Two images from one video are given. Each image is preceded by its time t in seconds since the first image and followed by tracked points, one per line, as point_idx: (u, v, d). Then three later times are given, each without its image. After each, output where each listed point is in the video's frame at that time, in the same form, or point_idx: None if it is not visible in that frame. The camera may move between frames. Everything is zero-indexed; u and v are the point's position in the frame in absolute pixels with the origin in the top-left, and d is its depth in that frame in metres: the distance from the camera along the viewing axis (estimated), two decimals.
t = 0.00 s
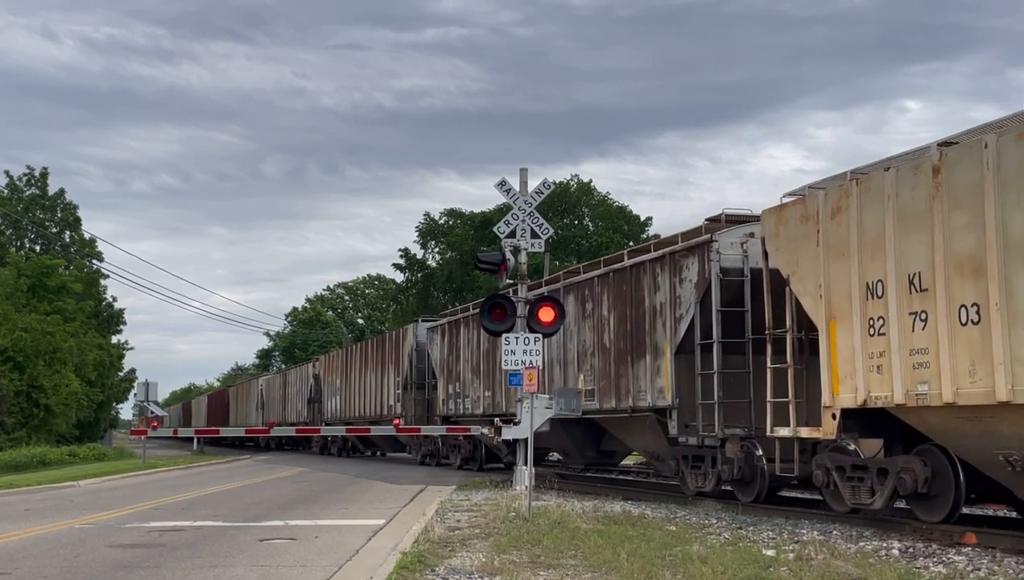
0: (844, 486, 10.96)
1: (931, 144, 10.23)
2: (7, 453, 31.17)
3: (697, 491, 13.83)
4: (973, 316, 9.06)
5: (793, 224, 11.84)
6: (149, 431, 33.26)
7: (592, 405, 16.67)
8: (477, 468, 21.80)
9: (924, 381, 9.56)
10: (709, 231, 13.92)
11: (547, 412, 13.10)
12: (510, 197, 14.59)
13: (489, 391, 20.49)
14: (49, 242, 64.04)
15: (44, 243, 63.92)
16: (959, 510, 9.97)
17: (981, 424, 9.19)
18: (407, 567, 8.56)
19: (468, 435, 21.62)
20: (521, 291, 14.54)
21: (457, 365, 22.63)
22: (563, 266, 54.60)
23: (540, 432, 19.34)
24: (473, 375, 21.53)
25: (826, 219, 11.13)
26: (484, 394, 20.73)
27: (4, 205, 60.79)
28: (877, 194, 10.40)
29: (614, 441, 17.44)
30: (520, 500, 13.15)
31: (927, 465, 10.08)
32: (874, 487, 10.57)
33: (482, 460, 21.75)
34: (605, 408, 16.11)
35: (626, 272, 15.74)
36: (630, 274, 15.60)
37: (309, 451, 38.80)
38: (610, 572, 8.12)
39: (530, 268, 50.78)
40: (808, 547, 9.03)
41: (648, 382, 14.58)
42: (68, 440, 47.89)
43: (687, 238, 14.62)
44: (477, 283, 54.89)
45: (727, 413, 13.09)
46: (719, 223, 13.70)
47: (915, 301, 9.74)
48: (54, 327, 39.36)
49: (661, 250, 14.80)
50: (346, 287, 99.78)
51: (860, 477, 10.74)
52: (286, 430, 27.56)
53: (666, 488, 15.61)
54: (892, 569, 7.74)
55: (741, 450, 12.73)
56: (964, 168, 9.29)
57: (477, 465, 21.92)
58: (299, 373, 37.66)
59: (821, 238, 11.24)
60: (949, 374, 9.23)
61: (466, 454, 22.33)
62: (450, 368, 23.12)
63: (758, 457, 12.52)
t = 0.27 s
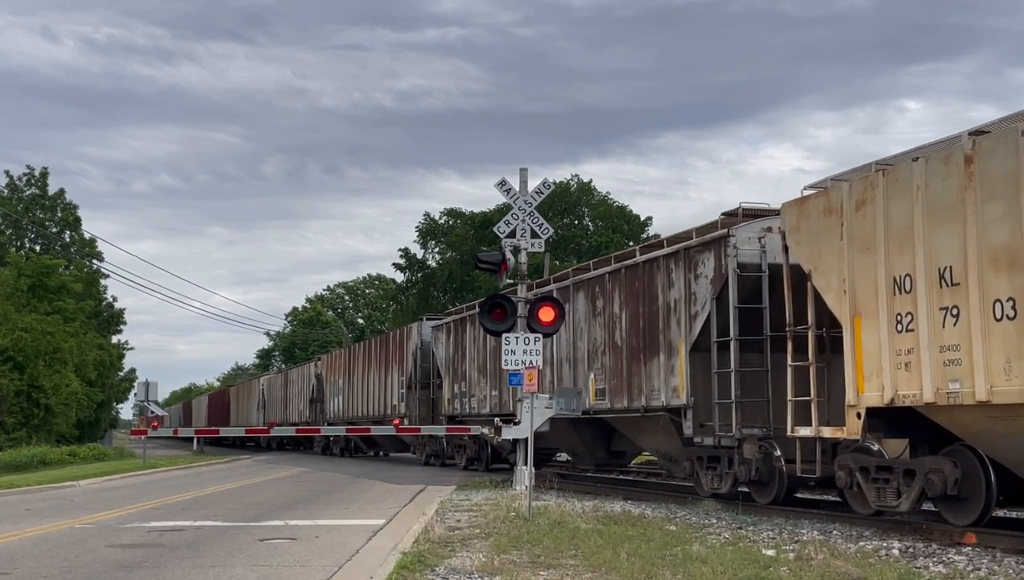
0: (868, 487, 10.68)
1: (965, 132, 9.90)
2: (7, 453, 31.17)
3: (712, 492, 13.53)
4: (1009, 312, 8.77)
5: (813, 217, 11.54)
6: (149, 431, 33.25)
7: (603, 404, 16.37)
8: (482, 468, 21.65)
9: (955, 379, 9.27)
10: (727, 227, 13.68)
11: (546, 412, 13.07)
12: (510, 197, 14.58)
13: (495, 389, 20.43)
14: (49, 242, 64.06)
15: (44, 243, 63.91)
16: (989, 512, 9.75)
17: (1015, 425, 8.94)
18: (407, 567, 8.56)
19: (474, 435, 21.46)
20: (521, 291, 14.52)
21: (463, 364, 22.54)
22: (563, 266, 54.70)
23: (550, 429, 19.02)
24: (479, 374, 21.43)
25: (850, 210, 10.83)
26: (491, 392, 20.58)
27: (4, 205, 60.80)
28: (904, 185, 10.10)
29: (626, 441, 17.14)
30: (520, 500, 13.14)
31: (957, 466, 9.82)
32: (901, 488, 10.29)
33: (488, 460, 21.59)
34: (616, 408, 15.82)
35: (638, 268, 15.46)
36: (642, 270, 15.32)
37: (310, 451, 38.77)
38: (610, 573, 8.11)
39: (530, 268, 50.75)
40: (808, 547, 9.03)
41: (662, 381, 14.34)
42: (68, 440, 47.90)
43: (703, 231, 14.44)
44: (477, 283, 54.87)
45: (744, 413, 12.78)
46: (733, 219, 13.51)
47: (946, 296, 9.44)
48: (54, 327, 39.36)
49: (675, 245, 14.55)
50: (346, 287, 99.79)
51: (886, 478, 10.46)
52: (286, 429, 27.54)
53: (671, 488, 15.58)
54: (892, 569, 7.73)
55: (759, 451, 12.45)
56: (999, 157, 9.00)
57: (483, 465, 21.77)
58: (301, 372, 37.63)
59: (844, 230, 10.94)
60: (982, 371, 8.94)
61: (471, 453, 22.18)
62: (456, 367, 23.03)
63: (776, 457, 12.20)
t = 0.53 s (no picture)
0: (893, 489, 10.35)
1: (995, 122, 9.44)
2: (7, 453, 31.17)
3: (728, 493, 13.30)
4: None
5: (837, 211, 11.34)
6: (149, 431, 33.24)
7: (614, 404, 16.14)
8: (489, 468, 21.46)
9: (989, 377, 9.04)
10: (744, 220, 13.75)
11: (547, 412, 13.07)
12: (510, 197, 14.59)
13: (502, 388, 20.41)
14: (49, 242, 64.03)
15: (44, 243, 63.90)
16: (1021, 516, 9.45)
17: None
18: (407, 567, 8.57)
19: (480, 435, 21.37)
20: (521, 291, 14.51)
21: (469, 363, 22.49)
22: (563, 266, 54.72)
23: (557, 425, 18.78)
24: (486, 373, 21.35)
25: (876, 204, 10.62)
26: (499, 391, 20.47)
27: (4, 205, 60.76)
28: (934, 176, 9.88)
29: (637, 440, 16.93)
30: (519, 500, 13.15)
31: (989, 467, 9.49)
32: (929, 490, 9.98)
33: (494, 460, 21.39)
34: (628, 407, 15.66)
35: (651, 264, 15.25)
36: (655, 266, 15.08)
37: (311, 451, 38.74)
38: (609, 572, 8.11)
39: (530, 268, 50.77)
40: (808, 547, 9.03)
41: (677, 379, 14.16)
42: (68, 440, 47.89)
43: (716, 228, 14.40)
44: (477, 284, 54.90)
45: (762, 411, 12.63)
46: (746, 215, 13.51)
47: (979, 291, 9.20)
48: (54, 327, 39.34)
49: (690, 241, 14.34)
50: (346, 287, 99.78)
51: (913, 480, 10.14)
52: (286, 429, 27.56)
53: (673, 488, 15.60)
54: (892, 569, 7.73)
55: (778, 451, 12.26)
56: None
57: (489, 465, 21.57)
58: (303, 372, 37.61)
59: (870, 224, 10.72)
60: (1017, 369, 8.70)
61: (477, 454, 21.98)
62: (462, 366, 22.95)
63: (795, 458, 12.08)
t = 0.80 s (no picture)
0: (921, 491, 9.99)
1: None
2: (7, 453, 31.17)
3: (745, 495, 12.88)
4: None
5: (862, 202, 10.87)
6: (149, 431, 33.24)
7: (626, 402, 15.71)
8: (494, 469, 21.25)
9: None
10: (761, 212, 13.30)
11: (547, 412, 13.04)
12: (510, 197, 14.58)
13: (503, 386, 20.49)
14: (49, 242, 64.03)
15: (44, 243, 63.91)
16: None
17: None
18: (407, 567, 8.56)
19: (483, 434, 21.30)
20: (521, 291, 14.51)
21: (475, 362, 22.30)
22: (563, 266, 54.72)
23: (567, 423, 18.32)
24: (491, 371, 21.21)
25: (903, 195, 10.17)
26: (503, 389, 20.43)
27: (4, 205, 60.75)
28: (966, 166, 9.44)
29: (648, 441, 16.44)
30: (519, 500, 13.14)
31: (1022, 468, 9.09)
32: (960, 492, 9.61)
33: (500, 461, 21.16)
34: (641, 407, 15.23)
35: (665, 260, 14.83)
36: (669, 261, 14.68)
37: (313, 451, 38.70)
38: (610, 573, 8.10)
39: (530, 268, 50.77)
40: (808, 547, 9.02)
41: (692, 378, 13.74)
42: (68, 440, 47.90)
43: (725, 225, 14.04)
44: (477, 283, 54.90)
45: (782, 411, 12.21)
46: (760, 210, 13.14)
47: (1015, 285, 8.75)
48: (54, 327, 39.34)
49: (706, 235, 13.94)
50: (346, 287, 99.77)
51: (943, 482, 9.77)
52: (286, 429, 27.54)
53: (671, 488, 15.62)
54: (892, 569, 7.73)
55: (798, 452, 11.84)
56: None
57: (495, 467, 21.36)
58: (305, 371, 37.53)
59: (897, 217, 10.26)
60: None
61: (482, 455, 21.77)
62: (467, 366, 22.77)
63: (816, 458, 11.61)
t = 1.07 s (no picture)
0: (952, 494, 9.67)
1: None
2: (7, 453, 31.16)
3: (763, 497, 12.63)
4: None
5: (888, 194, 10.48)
6: (149, 431, 33.23)
7: (639, 401, 15.45)
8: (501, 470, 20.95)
9: None
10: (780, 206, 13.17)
11: (547, 412, 13.01)
12: (510, 197, 14.58)
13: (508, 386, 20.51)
14: (49, 242, 64.01)
15: (44, 243, 63.88)
16: None
17: None
18: (407, 567, 8.55)
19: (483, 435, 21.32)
20: (521, 291, 14.50)
21: (482, 361, 22.10)
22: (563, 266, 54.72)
23: (577, 423, 17.94)
24: (499, 370, 21.08)
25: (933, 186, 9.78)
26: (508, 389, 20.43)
27: (4, 205, 60.72)
28: (1002, 156, 9.07)
29: (661, 441, 16.21)
30: (519, 500, 13.13)
31: None
32: (993, 495, 9.28)
33: (507, 462, 20.87)
34: (654, 406, 14.97)
35: (679, 255, 14.63)
36: (684, 257, 14.47)
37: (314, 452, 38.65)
38: (610, 572, 8.09)
39: (530, 268, 50.77)
40: (808, 547, 9.01)
41: (709, 376, 13.55)
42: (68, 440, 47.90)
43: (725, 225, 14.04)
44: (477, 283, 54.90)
45: (803, 410, 12.03)
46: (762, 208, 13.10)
47: None
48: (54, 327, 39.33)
49: (721, 230, 13.78)
50: (346, 287, 99.78)
51: (974, 483, 9.45)
52: (286, 429, 27.53)
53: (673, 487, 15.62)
54: (893, 569, 7.72)
55: (820, 452, 11.63)
56: None
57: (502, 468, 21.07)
58: (307, 371, 37.49)
59: (926, 208, 9.89)
60: None
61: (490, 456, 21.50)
62: (474, 364, 22.58)
63: (839, 459, 11.37)
